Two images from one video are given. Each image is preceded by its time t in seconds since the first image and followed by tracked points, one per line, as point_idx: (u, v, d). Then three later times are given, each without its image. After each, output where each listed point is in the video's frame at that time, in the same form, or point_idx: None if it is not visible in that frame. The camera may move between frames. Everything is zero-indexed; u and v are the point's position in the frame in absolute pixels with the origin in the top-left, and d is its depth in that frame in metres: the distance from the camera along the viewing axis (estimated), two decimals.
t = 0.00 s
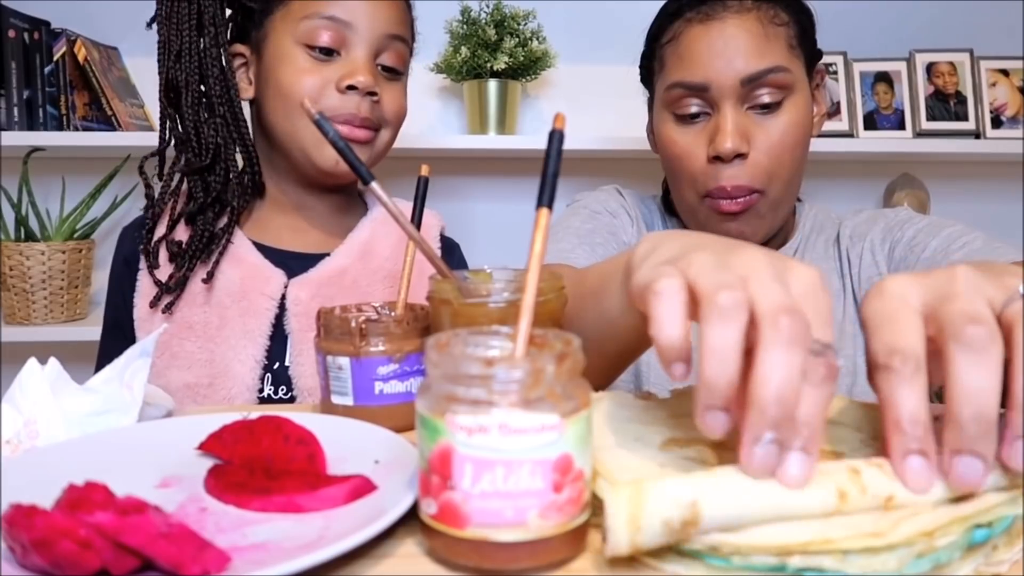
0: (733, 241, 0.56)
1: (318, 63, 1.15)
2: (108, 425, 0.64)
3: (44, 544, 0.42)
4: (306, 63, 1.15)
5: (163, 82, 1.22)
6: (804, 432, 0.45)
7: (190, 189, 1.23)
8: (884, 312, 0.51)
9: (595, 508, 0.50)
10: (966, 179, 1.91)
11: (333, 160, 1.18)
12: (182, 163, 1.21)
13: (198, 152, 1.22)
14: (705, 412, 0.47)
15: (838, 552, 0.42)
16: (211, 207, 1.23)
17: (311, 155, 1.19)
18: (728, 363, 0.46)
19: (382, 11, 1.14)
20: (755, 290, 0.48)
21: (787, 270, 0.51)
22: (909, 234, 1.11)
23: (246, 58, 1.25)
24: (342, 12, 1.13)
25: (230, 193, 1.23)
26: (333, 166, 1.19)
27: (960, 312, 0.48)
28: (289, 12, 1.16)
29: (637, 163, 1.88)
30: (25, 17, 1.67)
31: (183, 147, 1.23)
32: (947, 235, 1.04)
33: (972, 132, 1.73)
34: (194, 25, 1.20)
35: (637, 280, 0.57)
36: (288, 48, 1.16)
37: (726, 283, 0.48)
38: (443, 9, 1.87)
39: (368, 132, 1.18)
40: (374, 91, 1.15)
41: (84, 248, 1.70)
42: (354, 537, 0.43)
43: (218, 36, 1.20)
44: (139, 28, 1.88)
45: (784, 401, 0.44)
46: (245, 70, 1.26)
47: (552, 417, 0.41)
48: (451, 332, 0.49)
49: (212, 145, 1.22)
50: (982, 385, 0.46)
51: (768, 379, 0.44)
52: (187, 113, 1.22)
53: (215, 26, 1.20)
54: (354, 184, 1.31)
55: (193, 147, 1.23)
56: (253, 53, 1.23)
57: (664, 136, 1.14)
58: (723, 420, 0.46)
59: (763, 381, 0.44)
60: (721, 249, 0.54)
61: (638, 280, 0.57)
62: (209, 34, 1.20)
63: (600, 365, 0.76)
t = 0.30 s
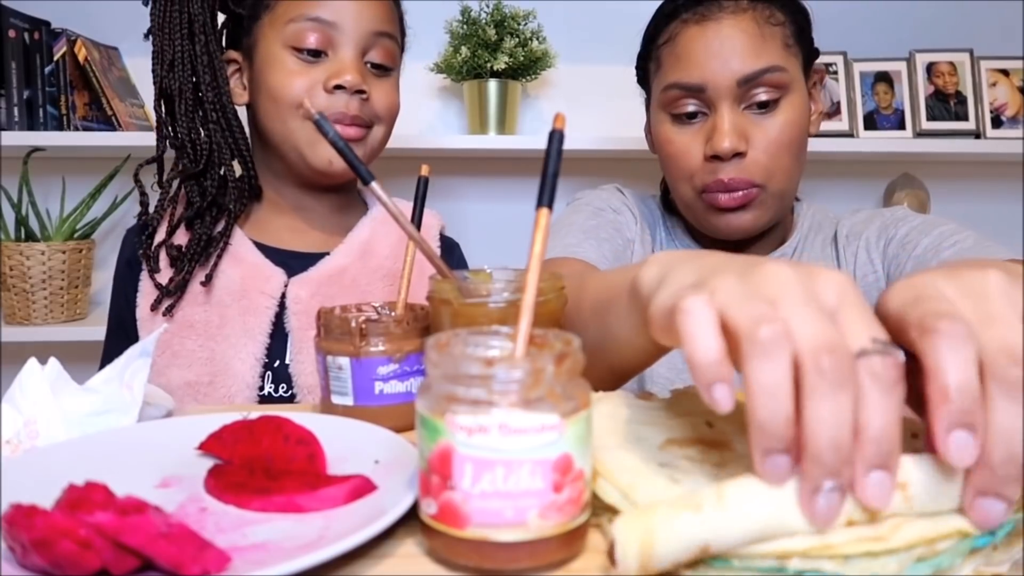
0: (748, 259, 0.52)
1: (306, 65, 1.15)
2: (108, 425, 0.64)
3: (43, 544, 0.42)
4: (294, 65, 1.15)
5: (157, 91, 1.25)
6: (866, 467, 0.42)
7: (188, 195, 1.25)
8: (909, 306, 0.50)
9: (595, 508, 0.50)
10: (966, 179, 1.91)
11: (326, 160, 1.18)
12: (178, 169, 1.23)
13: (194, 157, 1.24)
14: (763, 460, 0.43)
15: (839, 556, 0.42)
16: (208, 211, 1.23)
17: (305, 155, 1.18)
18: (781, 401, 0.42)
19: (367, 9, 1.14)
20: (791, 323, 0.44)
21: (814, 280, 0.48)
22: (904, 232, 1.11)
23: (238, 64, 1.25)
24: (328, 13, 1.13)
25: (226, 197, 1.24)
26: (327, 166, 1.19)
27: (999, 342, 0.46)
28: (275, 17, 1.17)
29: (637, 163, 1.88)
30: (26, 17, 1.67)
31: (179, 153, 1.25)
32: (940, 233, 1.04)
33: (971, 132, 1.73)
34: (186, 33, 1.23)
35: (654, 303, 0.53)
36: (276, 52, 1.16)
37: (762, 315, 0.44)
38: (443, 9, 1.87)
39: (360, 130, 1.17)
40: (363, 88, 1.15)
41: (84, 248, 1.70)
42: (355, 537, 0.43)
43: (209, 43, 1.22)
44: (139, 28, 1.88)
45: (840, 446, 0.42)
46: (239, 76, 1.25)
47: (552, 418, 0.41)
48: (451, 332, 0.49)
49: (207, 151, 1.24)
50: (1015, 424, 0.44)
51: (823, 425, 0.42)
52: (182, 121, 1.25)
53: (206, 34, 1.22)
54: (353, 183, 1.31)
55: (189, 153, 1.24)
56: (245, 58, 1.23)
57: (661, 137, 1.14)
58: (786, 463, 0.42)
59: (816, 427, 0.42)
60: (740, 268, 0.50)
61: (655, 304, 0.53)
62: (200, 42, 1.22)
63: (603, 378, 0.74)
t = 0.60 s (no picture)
0: (762, 267, 0.50)
1: (296, 64, 1.15)
2: (108, 425, 0.64)
3: (43, 544, 0.42)
4: (285, 65, 1.15)
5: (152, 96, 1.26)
6: (879, 485, 0.41)
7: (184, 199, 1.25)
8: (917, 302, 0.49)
9: (595, 509, 0.50)
10: (966, 180, 1.91)
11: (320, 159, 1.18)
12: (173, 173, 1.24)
13: (189, 161, 1.25)
14: (777, 478, 0.41)
15: (839, 556, 0.42)
16: (204, 214, 1.24)
17: (300, 155, 1.18)
18: (793, 420, 0.41)
19: (356, 7, 1.14)
20: (806, 335, 0.42)
21: (829, 290, 0.45)
22: (900, 229, 1.12)
23: (232, 68, 1.25)
24: (316, 12, 1.13)
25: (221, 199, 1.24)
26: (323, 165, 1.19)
27: (1011, 333, 0.46)
28: (264, 18, 1.17)
29: (637, 163, 1.88)
30: (26, 17, 1.67)
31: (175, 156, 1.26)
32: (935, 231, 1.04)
33: (972, 132, 1.73)
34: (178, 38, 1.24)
35: (668, 305, 0.51)
36: (267, 53, 1.16)
37: (776, 329, 0.42)
38: (443, 9, 1.87)
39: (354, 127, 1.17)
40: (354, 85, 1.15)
41: (84, 248, 1.70)
42: (355, 536, 0.43)
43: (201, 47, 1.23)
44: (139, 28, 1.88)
45: (855, 467, 0.40)
46: (234, 79, 1.26)
47: (552, 418, 0.41)
48: (451, 332, 0.49)
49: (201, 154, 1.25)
50: None
51: (835, 445, 0.40)
52: (175, 125, 1.26)
53: (196, 38, 1.23)
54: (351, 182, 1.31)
55: (184, 157, 1.26)
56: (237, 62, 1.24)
57: (655, 137, 1.14)
58: (799, 485, 0.41)
59: (829, 446, 0.41)
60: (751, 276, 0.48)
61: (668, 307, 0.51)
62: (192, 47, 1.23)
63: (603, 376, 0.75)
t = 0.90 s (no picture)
0: (756, 259, 0.50)
1: (290, 64, 1.15)
2: (108, 425, 0.64)
3: (43, 544, 0.42)
4: (278, 66, 1.15)
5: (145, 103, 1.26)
6: (886, 455, 0.41)
7: (178, 205, 1.25)
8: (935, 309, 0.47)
9: (595, 508, 0.50)
10: (966, 180, 1.91)
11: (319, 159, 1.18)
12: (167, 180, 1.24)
13: (182, 167, 1.25)
14: (786, 466, 0.41)
15: (839, 549, 0.42)
16: (198, 221, 1.23)
17: (298, 157, 1.18)
18: (797, 408, 0.40)
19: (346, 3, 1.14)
20: (805, 318, 0.42)
21: (825, 277, 0.45)
22: (896, 226, 1.12)
23: (227, 71, 1.26)
24: (306, 10, 1.13)
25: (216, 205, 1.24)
26: (320, 165, 1.19)
27: None
28: (254, 19, 1.17)
29: (637, 163, 1.88)
30: (26, 17, 1.67)
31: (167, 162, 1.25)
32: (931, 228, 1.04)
33: (972, 132, 1.73)
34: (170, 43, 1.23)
35: (664, 306, 0.50)
36: (259, 54, 1.16)
37: (773, 319, 0.42)
38: (443, 8, 1.87)
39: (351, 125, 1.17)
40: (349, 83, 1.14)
41: (84, 248, 1.70)
42: (355, 536, 0.43)
43: (192, 53, 1.23)
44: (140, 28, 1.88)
45: (860, 442, 0.40)
46: (228, 82, 1.26)
47: (552, 417, 0.41)
48: (451, 332, 0.49)
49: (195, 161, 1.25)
50: None
51: (840, 420, 0.40)
52: (168, 131, 1.26)
53: (186, 43, 1.23)
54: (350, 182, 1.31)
55: (178, 163, 1.25)
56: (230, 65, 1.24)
57: (651, 134, 1.14)
58: (810, 473, 0.40)
59: (836, 424, 0.40)
60: (745, 271, 0.48)
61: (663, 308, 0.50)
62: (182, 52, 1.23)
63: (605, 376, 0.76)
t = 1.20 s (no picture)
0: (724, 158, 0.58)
1: (282, 66, 1.15)
2: (108, 426, 0.64)
3: (43, 544, 0.42)
4: (271, 68, 1.15)
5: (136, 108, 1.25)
6: (856, 234, 0.43)
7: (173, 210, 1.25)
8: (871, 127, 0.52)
9: (595, 508, 0.50)
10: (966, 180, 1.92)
11: (315, 162, 1.18)
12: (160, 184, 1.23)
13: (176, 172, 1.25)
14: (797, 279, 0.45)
15: (839, 548, 0.41)
16: (193, 225, 1.23)
17: (294, 160, 1.19)
18: (767, 235, 0.45)
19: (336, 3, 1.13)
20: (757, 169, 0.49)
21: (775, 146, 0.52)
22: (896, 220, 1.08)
23: (219, 73, 1.25)
24: (297, 11, 1.13)
25: (210, 209, 1.23)
26: (317, 168, 1.19)
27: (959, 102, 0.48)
28: (246, 21, 1.17)
29: (637, 163, 1.88)
30: (26, 17, 1.68)
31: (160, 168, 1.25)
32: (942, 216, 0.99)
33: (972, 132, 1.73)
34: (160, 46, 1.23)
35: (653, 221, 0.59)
36: (251, 58, 1.16)
37: (733, 183, 0.49)
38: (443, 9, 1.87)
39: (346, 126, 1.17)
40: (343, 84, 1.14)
41: (84, 248, 1.70)
42: (354, 537, 0.43)
43: (182, 56, 1.23)
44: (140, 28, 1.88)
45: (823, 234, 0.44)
46: (221, 84, 1.25)
47: (552, 418, 0.41)
48: (451, 332, 0.49)
49: (188, 165, 1.25)
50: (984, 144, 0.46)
51: (803, 221, 0.45)
52: (161, 135, 1.25)
53: (176, 46, 1.22)
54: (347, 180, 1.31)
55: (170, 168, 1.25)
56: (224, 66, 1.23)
57: (649, 129, 1.13)
58: (797, 292, 0.45)
59: (801, 226, 0.45)
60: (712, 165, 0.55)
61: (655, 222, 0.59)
62: (172, 56, 1.22)
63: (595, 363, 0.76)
